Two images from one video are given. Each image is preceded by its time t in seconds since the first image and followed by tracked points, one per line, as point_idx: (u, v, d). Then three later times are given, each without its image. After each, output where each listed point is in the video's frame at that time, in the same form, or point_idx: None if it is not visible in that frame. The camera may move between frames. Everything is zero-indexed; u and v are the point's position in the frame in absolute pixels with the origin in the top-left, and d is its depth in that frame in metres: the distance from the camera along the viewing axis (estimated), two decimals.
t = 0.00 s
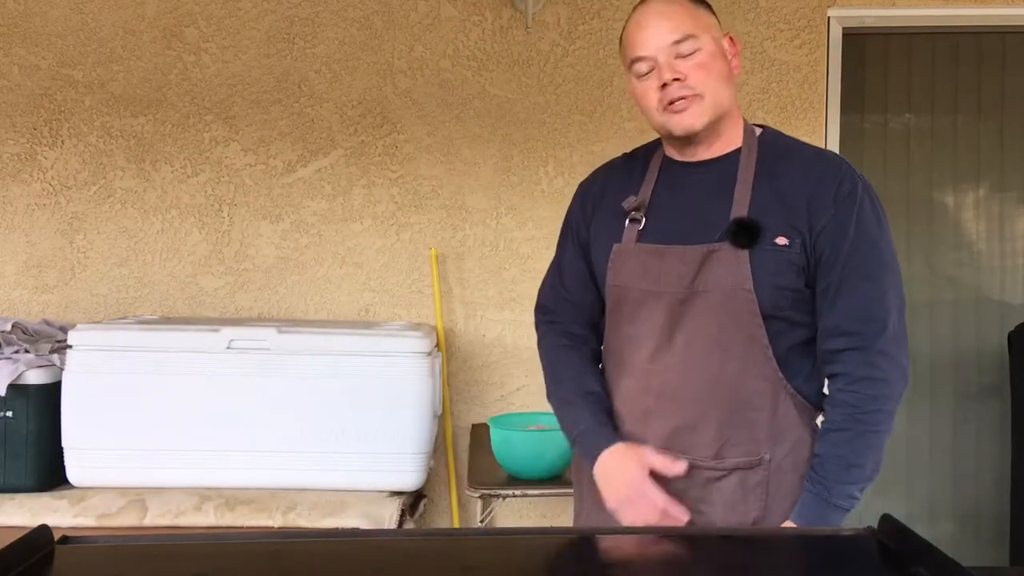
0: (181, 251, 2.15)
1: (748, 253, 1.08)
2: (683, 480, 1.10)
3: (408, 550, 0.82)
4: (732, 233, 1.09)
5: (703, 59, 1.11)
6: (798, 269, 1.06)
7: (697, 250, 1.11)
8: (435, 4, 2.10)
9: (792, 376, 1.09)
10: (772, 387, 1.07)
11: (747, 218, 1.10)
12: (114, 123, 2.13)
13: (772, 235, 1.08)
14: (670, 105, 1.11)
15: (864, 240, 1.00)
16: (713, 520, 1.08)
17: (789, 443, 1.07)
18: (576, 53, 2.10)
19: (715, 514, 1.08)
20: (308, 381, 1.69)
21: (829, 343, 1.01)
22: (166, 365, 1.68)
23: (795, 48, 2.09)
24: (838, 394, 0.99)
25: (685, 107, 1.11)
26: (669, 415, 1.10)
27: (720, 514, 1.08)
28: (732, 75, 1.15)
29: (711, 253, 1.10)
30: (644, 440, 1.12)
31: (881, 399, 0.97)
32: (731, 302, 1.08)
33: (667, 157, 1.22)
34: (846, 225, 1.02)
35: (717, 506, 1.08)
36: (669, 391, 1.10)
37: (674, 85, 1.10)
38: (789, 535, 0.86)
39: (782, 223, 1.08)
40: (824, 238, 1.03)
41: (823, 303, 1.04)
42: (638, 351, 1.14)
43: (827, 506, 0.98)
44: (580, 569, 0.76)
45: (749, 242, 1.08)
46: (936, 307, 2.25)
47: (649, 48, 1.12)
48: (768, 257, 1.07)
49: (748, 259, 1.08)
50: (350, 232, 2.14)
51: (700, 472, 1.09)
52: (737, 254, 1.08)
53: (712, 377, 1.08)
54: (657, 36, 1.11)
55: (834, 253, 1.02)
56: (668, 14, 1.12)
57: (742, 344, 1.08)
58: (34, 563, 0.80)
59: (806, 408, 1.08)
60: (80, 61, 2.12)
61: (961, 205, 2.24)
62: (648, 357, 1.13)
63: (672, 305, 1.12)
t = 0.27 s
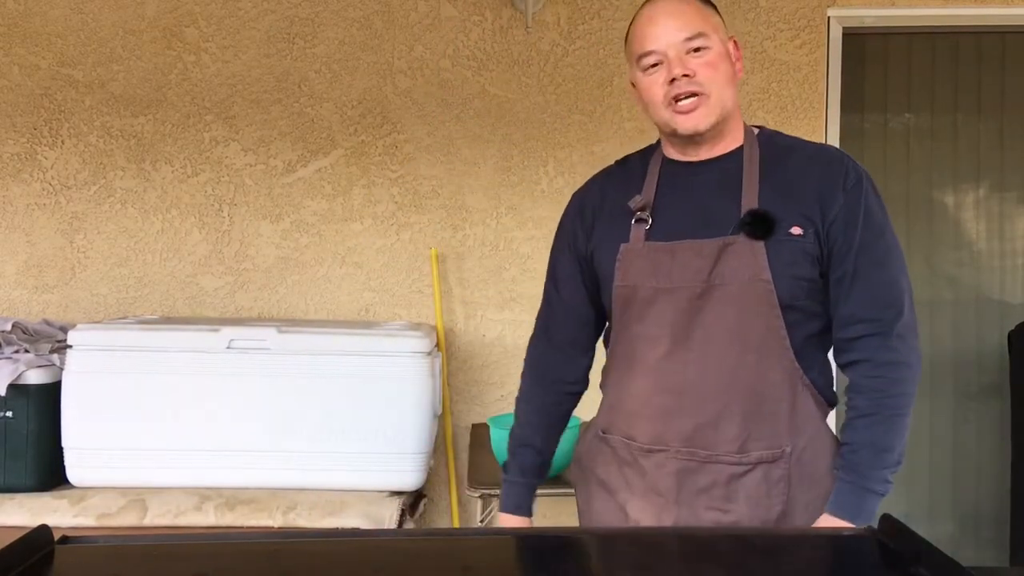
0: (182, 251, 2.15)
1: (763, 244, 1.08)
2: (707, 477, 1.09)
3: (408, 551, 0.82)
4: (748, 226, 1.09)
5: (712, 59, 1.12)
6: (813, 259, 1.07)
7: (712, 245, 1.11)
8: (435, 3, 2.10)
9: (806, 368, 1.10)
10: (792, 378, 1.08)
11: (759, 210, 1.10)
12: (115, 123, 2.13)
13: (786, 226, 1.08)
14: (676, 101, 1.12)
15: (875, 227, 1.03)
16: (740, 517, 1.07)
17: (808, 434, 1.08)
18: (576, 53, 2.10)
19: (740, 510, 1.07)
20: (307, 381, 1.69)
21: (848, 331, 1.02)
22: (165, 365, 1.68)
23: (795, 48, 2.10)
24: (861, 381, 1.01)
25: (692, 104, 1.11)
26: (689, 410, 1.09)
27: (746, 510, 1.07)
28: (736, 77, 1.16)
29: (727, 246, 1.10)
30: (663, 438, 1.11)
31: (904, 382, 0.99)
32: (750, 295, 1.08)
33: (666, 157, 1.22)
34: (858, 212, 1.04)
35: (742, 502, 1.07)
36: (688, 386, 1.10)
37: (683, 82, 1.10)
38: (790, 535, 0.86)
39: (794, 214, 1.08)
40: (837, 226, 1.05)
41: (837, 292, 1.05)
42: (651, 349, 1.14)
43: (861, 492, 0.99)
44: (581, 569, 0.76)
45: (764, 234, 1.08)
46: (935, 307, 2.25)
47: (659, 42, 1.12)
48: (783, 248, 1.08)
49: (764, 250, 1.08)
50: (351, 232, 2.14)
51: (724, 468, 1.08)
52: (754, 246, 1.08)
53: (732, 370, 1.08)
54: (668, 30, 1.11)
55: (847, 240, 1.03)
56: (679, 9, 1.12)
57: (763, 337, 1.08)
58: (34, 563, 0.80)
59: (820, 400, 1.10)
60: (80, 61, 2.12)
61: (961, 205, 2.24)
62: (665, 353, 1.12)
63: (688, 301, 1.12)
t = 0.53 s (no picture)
0: (182, 251, 2.15)
1: (763, 244, 1.08)
2: (707, 477, 1.09)
3: (409, 550, 0.83)
4: (748, 226, 1.09)
5: (714, 57, 1.12)
6: (812, 260, 1.07)
7: (712, 244, 1.11)
8: (435, 3, 2.10)
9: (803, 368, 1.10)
10: (791, 378, 1.08)
11: (759, 210, 1.10)
12: (115, 122, 2.13)
13: (786, 227, 1.08)
14: (677, 97, 1.12)
15: (874, 230, 1.04)
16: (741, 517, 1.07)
17: (808, 434, 1.08)
18: (576, 53, 2.10)
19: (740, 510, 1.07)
20: (307, 381, 1.69)
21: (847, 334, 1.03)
22: (166, 365, 1.68)
23: (796, 48, 2.10)
24: (861, 385, 1.02)
25: (692, 101, 1.11)
26: (689, 410, 1.09)
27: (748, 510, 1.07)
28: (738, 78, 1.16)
29: (727, 246, 1.10)
30: (662, 438, 1.11)
31: (904, 385, 1.00)
32: (750, 295, 1.08)
33: (665, 155, 1.22)
34: (859, 214, 1.04)
35: (743, 502, 1.07)
36: (687, 386, 1.10)
37: (684, 78, 1.11)
38: (791, 534, 0.86)
39: (794, 215, 1.09)
40: (837, 228, 1.05)
41: (836, 295, 1.06)
42: (650, 348, 1.13)
43: (866, 495, 0.99)
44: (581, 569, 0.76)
45: (764, 234, 1.08)
46: (936, 307, 2.25)
47: (662, 39, 1.13)
48: (782, 248, 1.08)
49: (764, 250, 1.08)
50: (351, 232, 2.14)
51: (725, 468, 1.08)
52: (753, 246, 1.08)
53: (732, 370, 1.08)
54: (672, 27, 1.12)
55: (847, 242, 1.04)
56: (686, 7, 1.13)
57: (762, 336, 1.08)
58: (35, 563, 0.80)
59: (818, 399, 1.10)
60: (80, 61, 2.12)
61: (961, 205, 2.24)
62: (664, 353, 1.12)
63: (688, 300, 1.11)
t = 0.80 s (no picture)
0: (181, 251, 2.15)
1: (749, 244, 1.08)
2: (690, 475, 1.09)
3: (408, 550, 0.83)
4: (735, 226, 1.10)
5: (713, 55, 1.12)
6: (799, 261, 1.08)
7: (699, 244, 1.11)
8: (436, 3, 2.10)
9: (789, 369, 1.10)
10: (776, 378, 1.08)
11: (747, 210, 1.11)
12: (114, 123, 2.13)
13: (773, 228, 1.09)
14: (671, 91, 1.12)
15: (864, 234, 1.04)
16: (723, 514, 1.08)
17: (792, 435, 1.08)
18: (576, 53, 2.10)
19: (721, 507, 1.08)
20: (307, 381, 1.69)
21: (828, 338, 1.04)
22: (166, 365, 1.68)
23: (795, 48, 2.10)
24: (843, 384, 1.02)
25: (686, 96, 1.12)
26: (673, 408, 1.09)
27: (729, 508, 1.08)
28: (737, 77, 1.17)
29: (714, 245, 1.10)
30: (646, 436, 1.11)
31: (884, 387, 1.01)
32: (735, 295, 1.08)
33: (660, 155, 1.22)
34: (848, 217, 1.04)
35: (724, 501, 1.08)
36: (671, 384, 1.09)
37: (680, 73, 1.11)
38: (789, 534, 0.86)
39: (782, 216, 1.09)
40: (825, 230, 1.05)
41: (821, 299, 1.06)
42: (636, 346, 1.13)
43: (834, 492, 1.00)
44: (580, 569, 0.76)
45: (750, 234, 1.09)
46: (935, 307, 2.25)
47: (663, 32, 1.13)
48: (769, 249, 1.08)
49: (750, 250, 1.08)
50: (350, 232, 2.14)
51: (708, 466, 1.08)
52: (739, 246, 1.08)
53: (716, 369, 1.08)
54: (673, 22, 1.13)
55: (835, 244, 1.04)
56: (691, 4, 1.13)
57: (747, 336, 1.08)
58: (35, 563, 0.80)
59: (803, 399, 1.10)
60: (80, 61, 2.12)
61: (961, 205, 2.24)
62: (649, 351, 1.11)
63: (674, 298, 1.11)
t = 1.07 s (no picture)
0: (181, 251, 2.15)
1: (742, 247, 1.09)
2: (674, 475, 1.09)
3: (407, 551, 0.83)
4: (728, 229, 1.10)
5: (689, 65, 1.11)
6: (792, 264, 1.08)
7: (691, 245, 1.11)
8: (436, 3, 2.10)
9: (780, 371, 1.10)
10: (764, 382, 1.08)
11: (741, 213, 1.11)
12: (114, 123, 2.13)
13: (767, 232, 1.09)
14: (652, 107, 1.14)
15: (868, 235, 1.04)
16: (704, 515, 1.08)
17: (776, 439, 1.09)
18: (576, 53, 2.10)
19: (705, 507, 1.09)
20: (307, 381, 1.69)
21: (851, 329, 1.03)
22: (167, 365, 1.68)
23: (795, 48, 2.09)
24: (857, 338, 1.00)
25: (666, 111, 1.13)
26: (660, 408, 1.09)
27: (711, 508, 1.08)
28: (723, 78, 1.15)
29: (706, 248, 1.10)
30: (634, 434, 1.11)
31: (879, 370, 0.96)
32: (725, 297, 1.08)
33: (658, 157, 1.23)
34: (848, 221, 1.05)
35: (706, 501, 1.08)
36: (660, 384, 1.10)
37: (657, 88, 1.12)
38: (788, 535, 0.86)
39: (776, 220, 1.10)
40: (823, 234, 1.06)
41: (832, 300, 1.06)
42: (628, 345, 1.13)
43: (811, 401, 0.94)
44: (580, 569, 0.76)
45: (744, 237, 1.09)
46: (936, 307, 2.25)
47: (640, 46, 1.13)
48: (762, 252, 1.09)
49: (742, 254, 1.09)
50: (350, 232, 2.14)
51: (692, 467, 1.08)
52: (732, 249, 1.09)
53: (704, 370, 1.08)
54: (648, 35, 1.12)
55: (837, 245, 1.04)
56: (661, 13, 1.12)
57: (735, 338, 1.08)
58: (34, 563, 0.80)
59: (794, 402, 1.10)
60: (80, 61, 2.12)
61: (961, 205, 2.24)
62: (639, 350, 1.12)
63: (664, 299, 1.11)
